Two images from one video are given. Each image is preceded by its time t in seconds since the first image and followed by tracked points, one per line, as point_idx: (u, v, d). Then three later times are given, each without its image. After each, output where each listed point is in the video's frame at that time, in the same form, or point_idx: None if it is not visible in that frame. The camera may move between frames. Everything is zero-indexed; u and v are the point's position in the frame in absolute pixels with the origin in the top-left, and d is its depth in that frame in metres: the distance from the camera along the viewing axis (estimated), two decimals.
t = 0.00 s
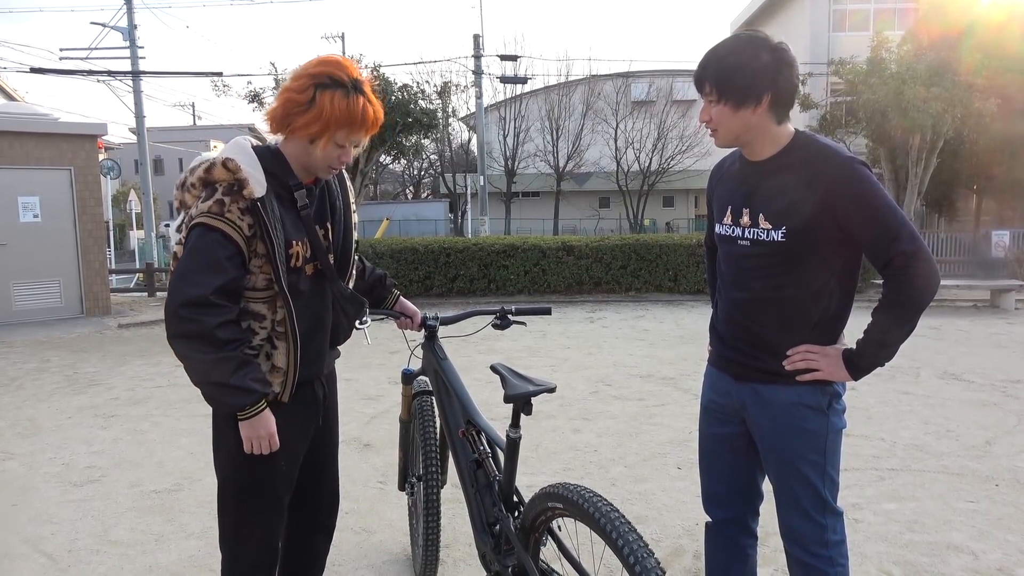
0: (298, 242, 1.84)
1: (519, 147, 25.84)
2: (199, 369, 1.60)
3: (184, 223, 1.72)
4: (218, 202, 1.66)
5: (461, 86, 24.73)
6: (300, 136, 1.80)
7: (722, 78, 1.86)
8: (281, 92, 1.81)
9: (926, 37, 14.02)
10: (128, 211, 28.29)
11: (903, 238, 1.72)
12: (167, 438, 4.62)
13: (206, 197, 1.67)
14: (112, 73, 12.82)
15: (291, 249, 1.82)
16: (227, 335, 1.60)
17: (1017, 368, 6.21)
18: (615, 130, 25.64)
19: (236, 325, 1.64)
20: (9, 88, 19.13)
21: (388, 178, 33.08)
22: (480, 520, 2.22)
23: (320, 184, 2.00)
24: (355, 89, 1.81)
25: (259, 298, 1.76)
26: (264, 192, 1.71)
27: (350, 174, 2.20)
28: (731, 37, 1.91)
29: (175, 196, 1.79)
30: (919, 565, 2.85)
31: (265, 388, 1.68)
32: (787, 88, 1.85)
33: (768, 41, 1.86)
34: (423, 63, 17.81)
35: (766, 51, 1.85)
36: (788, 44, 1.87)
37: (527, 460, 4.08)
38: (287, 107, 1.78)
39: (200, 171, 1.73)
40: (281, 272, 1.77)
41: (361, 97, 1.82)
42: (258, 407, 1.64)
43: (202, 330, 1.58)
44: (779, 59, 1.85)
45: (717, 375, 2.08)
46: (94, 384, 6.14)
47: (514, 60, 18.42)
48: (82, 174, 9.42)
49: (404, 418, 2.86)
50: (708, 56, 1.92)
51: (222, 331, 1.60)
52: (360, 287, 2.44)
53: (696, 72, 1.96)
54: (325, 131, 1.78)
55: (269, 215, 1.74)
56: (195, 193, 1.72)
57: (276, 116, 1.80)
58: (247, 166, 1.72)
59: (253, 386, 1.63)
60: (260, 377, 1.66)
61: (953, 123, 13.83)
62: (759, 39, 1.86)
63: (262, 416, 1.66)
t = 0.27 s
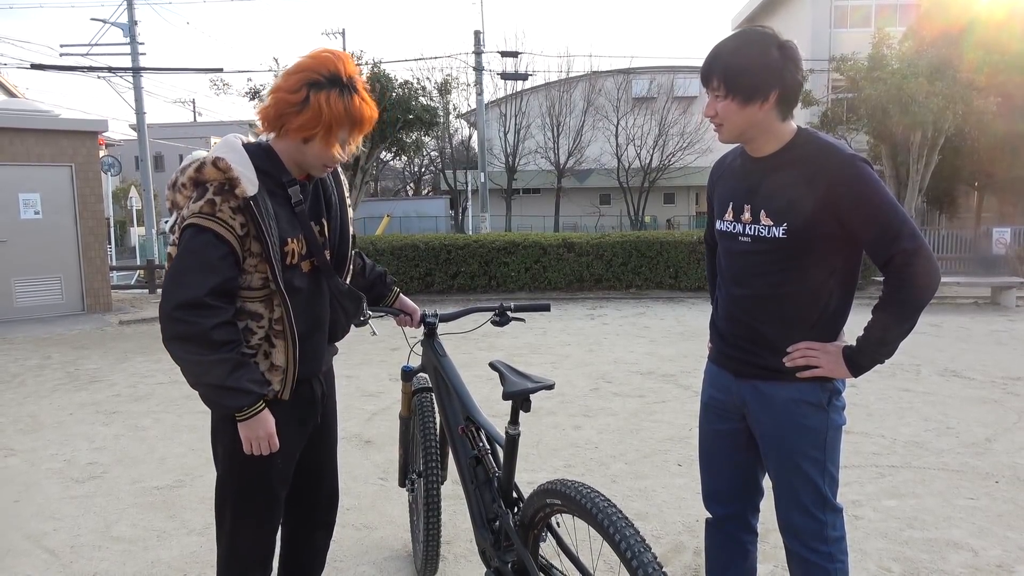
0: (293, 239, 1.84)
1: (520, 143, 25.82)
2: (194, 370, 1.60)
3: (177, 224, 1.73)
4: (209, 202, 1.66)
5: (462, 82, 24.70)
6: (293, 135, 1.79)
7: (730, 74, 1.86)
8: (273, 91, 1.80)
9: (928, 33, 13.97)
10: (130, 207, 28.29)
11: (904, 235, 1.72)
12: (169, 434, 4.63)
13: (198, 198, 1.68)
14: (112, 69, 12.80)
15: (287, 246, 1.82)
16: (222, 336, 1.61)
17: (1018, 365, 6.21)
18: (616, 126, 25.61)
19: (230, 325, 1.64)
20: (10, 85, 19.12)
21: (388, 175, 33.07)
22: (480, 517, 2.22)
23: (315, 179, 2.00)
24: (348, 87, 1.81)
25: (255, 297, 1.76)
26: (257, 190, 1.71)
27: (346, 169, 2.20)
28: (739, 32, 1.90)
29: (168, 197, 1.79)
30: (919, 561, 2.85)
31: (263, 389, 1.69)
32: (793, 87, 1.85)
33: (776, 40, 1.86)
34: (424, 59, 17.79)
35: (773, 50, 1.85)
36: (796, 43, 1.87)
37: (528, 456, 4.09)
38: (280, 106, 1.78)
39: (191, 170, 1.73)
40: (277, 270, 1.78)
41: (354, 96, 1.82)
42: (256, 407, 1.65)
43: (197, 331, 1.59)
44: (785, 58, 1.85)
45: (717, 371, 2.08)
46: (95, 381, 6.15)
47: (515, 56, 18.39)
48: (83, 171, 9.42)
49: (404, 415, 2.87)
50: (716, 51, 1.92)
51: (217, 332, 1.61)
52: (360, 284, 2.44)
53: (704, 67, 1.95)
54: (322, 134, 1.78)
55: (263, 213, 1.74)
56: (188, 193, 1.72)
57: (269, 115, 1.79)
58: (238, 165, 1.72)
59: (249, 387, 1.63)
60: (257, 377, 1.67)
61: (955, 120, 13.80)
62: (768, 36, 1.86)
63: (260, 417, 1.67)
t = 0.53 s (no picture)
0: (292, 238, 1.85)
1: (521, 142, 25.82)
2: (191, 367, 1.61)
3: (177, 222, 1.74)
4: (206, 200, 1.67)
5: (463, 81, 24.70)
6: (287, 133, 1.81)
7: (732, 76, 1.87)
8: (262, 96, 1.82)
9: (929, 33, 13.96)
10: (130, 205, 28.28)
11: (905, 236, 1.73)
12: (170, 432, 4.64)
13: (195, 196, 1.69)
14: (113, 67, 12.82)
15: (285, 246, 1.83)
16: (218, 334, 1.61)
17: (1018, 365, 6.21)
18: (617, 126, 25.61)
19: (228, 322, 1.65)
20: (11, 82, 19.12)
21: (389, 173, 33.07)
22: (481, 514, 2.23)
23: (315, 178, 2.01)
24: (332, 73, 1.81)
25: (253, 296, 1.76)
26: (254, 188, 1.72)
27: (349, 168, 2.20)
28: (741, 34, 1.91)
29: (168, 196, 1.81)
30: (918, 560, 2.86)
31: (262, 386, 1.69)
32: (795, 87, 1.86)
33: (777, 41, 1.87)
34: (425, 58, 17.78)
35: (774, 51, 1.85)
36: (797, 43, 1.87)
37: (528, 455, 4.09)
38: (270, 108, 1.80)
39: (190, 169, 1.74)
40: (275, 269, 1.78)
41: (339, 81, 1.81)
42: (254, 404, 1.65)
43: (194, 329, 1.60)
44: (787, 59, 1.85)
45: (718, 370, 2.09)
46: (97, 379, 6.16)
47: (516, 55, 18.38)
48: (84, 169, 9.44)
49: (405, 412, 2.88)
50: (717, 53, 1.93)
51: (214, 329, 1.61)
52: (362, 283, 2.44)
53: (705, 69, 1.96)
54: (313, 127, 1.78)
55: (261, 212, 1.74)
56: (185, 191, 1.73)
57: (262, 119, 1.82)
58: (235, 164, 1.73)
59: (245, 385, 1.63)
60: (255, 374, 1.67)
61: (955, 120, 13.79)
62: (768, 38, 1.86)
63: (258, 415, 1.67)
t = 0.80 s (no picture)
0: (290, 235, 1.86)
1: (522, 142, 25.84)
2: (186, 363, 1.63)
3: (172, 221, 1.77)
4: (197, 198, 1.69)
5: (464, 81, 24.72)
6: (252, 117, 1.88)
7: (729, 76, 1.88)
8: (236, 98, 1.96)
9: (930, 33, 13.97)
10: (132, 204, 28.29)
11: (902, 237, 1.74)
12: (171, 430, 4.65)
13: (188, 195, 1.71)
14: (115, 66, 12.84)
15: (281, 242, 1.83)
16: (211, 328, 1.63)
17: (1018, 365, 6.23)
18: (618, 125, 25.62)
19: (222, 318, 1.67)
20: (13, 81, 19.14)
21: (390, 172, 33.09)
22: (482, 513, 2.25)
23: (314, 173, 2.01)
24: (266, 45, 1.86)
25: (251, 292, 1.78)
26: (243, 184, 1.73)
27: (355, 165, 2.20)
28: (741, 35, 1.92)
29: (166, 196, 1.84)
30: (915, 560, 2.87)
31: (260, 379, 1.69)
32: (793, 90, 1.87)
33: (776, 43, 1.88)
34: (426, 58, 17.80)
35: (772, 53, 1.86)
36: (795, 46, 1.88)
37: (528, 454, 4.11)
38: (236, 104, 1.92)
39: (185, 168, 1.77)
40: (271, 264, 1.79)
41: (268, 47, 1.85)
42: (251, 396, 1.66)
43: (189, 325, 1.62)
44: (785, 61, 1.86)
45: (716, 370, 2.10)
46: (98, 377, 6.17)
47: (517, 55, 18.39)
48: (86, 167, 9.45)
49: (406, 411, 2.89)
50: (715, 53, 1.94)
51: (207, 324, 1.63)
52: (368, 282, 2.46)
53: (703, 70, 1.97)
54: (254, 102, 1.86)
55: (254, 208, 1.75)
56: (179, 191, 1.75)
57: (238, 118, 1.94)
58: (225, 161, 1.75)
59: (240, 377, 1.64)
60: (252, 368, 1.68)
61: (956, 121, 13.80)
62: (766, 40, 1.88)
63: (258, 406, 1.68)
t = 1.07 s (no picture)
0: (289, 233, 1.87)
1: (522, 142, 25.85)
2: (183, 360, 1.64)
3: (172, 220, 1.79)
4: (194, 197, 1.70)
5: (464, 81, 24.73)
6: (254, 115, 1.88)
7: (726, 77, 1.89)
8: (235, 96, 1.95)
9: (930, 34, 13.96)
10: (133, 204, 28.31)
11: (897, 239, 1.75)
12: (172, 429, 4.67)
13: (185, 194, 1.73)
14: (115, 66, 12.85)
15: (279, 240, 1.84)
16: (206, 325, 1.65)
17: (1017, 366, 6.24)
18: (618, 126, 25.64)
19: (217, 316, 1.69)
20: (14, 80, 19.17)
21: (390, 172, 33.11)
22: (484, 511, 2.25)
23: (314, 171, 2.02)
24: (271, 46, 1.87)
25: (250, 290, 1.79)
26: (238, 182, 1.74)
27: (356, 164, 2.21)
28: (740, 36, 1.93)
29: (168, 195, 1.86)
30: (914, 560, 2.88)
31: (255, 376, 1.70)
32: (790, 90, 1.88)
33: (774, 44, 1.89)
34: (427, 58, 17.81)
35: (770, 54, 1.87)
36: (793, 47, 1.89)
37: (528, 453, 4.12)
38: (237, 102, 1.91)
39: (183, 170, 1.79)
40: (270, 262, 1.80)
41: (274, 48, 1.87)
42: (246, 393, 1.67)
43: (185, 323, 1.64)
44: (783, 62, 1.87)
45: (715, 369, 2.11)
46: (99, 376, 6.18)
47: (518, 55, 18.40)
48: (86, 167, 9.46)
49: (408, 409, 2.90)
50: (714, 54, 1.95)
51: (203, 321, 1.65)
52: (372, 280, 2.47)
53: (702, 71, 1.99)
54: (256, 99, 1.87)
55: (250, 207, 1.76)
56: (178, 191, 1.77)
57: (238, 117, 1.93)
58: (221, 161, 1.76)
59: (235, 374, 1.65)
60: (247, 365, 1.69)
61: (956, 122, 13.80)
62: (764, 41, 1.89)
63: (252, 404, 1.69)
